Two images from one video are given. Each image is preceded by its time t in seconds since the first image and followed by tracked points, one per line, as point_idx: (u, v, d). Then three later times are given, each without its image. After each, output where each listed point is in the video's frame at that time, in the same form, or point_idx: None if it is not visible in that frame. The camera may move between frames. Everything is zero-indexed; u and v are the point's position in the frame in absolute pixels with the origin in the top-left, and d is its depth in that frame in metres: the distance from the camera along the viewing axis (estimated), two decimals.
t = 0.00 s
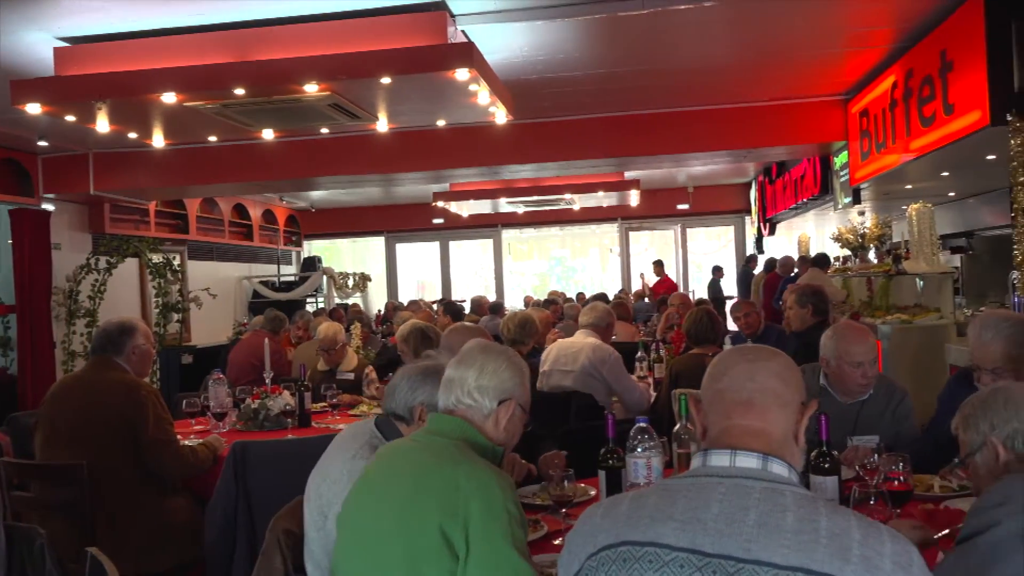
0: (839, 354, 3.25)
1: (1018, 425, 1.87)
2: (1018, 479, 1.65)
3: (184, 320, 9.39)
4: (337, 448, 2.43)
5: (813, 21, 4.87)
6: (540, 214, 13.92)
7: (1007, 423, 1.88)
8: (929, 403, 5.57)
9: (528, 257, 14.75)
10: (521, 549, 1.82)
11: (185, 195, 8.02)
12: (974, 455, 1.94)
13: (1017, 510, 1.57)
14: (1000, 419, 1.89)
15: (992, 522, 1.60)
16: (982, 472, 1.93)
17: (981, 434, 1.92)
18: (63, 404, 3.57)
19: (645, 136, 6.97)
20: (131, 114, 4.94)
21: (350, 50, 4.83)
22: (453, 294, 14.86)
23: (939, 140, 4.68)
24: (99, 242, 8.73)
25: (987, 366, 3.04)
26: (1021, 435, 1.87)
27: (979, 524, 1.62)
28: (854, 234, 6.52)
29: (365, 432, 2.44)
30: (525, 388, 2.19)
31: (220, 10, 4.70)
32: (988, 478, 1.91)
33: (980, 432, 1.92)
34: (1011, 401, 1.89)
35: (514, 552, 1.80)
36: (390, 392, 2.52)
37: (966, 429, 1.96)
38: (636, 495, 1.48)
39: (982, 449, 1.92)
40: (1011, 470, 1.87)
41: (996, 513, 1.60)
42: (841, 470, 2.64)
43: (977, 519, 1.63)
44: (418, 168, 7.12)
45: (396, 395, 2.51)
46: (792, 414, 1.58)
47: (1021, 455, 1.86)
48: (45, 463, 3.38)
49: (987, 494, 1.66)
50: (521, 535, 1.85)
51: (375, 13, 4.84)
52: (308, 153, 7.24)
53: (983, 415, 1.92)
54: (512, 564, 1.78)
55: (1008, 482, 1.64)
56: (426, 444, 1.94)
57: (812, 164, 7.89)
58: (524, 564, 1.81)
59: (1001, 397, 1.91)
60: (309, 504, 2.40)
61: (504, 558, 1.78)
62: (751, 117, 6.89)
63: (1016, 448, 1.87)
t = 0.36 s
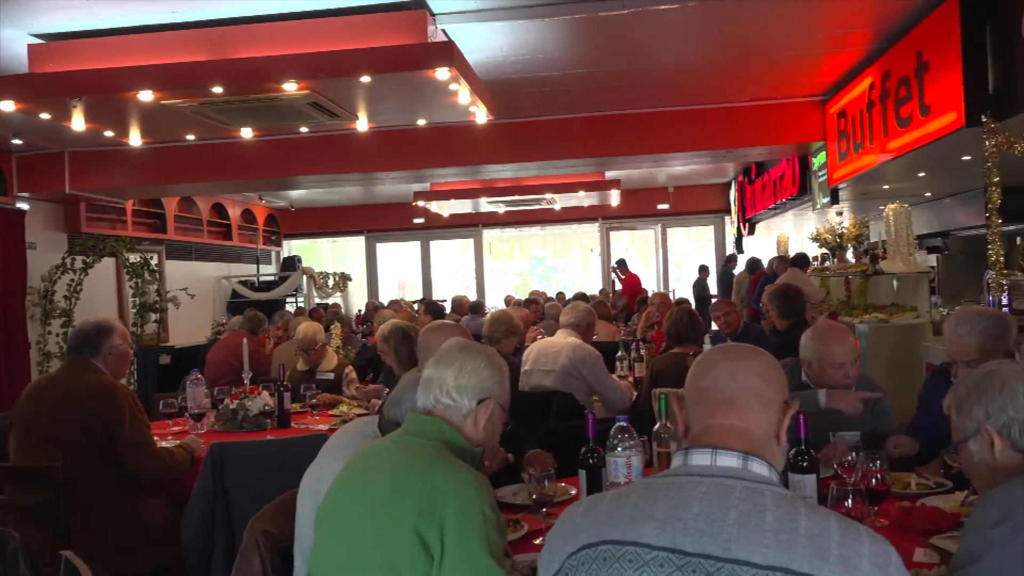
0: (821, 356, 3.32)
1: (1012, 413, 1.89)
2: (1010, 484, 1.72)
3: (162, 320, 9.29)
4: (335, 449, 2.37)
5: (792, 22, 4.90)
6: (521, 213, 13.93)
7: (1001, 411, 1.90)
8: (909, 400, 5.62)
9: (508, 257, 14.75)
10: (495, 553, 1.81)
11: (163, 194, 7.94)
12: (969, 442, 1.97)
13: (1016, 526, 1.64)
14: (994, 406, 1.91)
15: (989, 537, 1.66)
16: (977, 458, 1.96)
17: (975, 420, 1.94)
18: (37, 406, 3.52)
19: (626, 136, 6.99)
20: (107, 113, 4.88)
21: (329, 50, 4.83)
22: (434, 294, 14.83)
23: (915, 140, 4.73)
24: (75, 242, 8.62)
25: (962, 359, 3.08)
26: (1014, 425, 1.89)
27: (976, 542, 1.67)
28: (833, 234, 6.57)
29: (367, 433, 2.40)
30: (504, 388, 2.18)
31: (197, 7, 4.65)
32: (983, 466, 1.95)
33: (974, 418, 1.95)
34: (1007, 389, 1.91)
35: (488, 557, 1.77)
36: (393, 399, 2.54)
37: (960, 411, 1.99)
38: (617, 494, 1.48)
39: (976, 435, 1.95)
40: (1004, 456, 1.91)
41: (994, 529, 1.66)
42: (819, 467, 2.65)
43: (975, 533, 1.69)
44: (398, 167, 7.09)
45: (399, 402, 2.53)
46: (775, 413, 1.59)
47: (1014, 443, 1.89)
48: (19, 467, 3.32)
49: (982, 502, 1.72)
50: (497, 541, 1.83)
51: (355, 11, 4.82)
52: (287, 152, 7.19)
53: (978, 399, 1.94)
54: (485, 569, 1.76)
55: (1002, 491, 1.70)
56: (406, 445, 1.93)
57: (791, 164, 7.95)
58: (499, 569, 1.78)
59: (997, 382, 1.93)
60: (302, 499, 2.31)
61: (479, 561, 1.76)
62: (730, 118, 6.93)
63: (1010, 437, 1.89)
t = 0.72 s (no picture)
0: (816, 360, 3.20)
1: (1004, 416, 1.71)
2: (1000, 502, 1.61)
3: (139, 321, 9.20)
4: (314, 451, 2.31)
5: (770, 24, 4.93)
6: (502, 214, 13.93)
7: (993, 413, 1.73)
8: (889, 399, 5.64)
9: (489, 258, 14.74)
10: (466, 559, 1.80)
11: (140, 194, 7.85)
12: (962, 441, 1.81)
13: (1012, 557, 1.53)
14: (986, 409, 1.73)
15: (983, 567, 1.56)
16: (970, 458, 1.81)
17: (968, 422, 1.78)
18: (12, 409, 3.47)
19: (606, 137, 7.01)
20: (83, 112, 4.83)
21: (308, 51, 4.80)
22: (415, 294, 14.79)
23: (892, 141, 4.78)
24: (51, 243, 8.51)
25: (938, 355, 3.11)
26: (1005, 428, 1.71)
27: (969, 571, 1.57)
28: (811, 234, 6.62)
29: (344, 433, 2.38)
30: (481, 389, 2.17)
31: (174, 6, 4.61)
32: (979, 469, 1.79)
33: (965, 419, 1.78)
34: (1000, 389, 1.73)
35: (458, 563, 1.77)
36: (372, 398, 2.52)
37: (952, 410, 1.82)
38: (596, 494, 1.48)
39: (968, 435, 1.79)
40: (1000, 459, 1.74)
41: (989, 559, 1.55)
42: (797, 466, 2.67)
43: (969, 562, 1.58)
44: (378, 167, 7.07)
45: (374, 401, 2.49)
46: (754, 413, 1.60)
47: (1010, 446, 1.71)
48: None
49: (973, 527, 1.61)
50: (469, 546, 1.82)
51: (333, 11, 4.80)
52: (266, 152, 7.14)
53: (969, 399, 1.77)
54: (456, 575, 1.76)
55: (993, 513, 1.59)
56: (379, 448, 1.92)
57: (770, 165, 8.00)
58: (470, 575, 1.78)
59: (990, 382, 1.76)
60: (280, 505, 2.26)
61: (448, 567, 1.76)
62: (710, 119, 6.97)
63: (1003, 440, 1.72)
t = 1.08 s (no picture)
0: (778, 361, 3.28)
1: (975, 419, 1.61)
2: (974, 509, 1.54)
3: (116, 323, 9.10)
4: (267, 452, 2.36)
5: (749, 26, 4.96)
6: (483, 215, 13.93)
7: (964, 416, 1.63)
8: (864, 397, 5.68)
9: (471, 258, 14.74)
10: (444, 561, 1.79)
11: (117, 195, 7.78)
12: (937, 443, 1.71)
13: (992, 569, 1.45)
14: (957, 412, 1.63)
15: None
16: (946, 459, 1.71)
17: (939, 424, 1.67)
18: None
19: (586, 138, 7.02)
20: (58, 111, 4.77)
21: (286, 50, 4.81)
22: (396, 295, 14.75)
23: (868, 142, 4.83)
24: (26, 244, 8.41)
25: (911, 350, 3.14)
26: (977, 431, 1.61)
27: None
28: (789, 235, 6.67)
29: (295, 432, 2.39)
30: (457, 389, 2.17)
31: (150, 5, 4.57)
32: (953, 470, 1.70)
33: (936, 421, 1.68)
34: (972, 391, 1.63)
35: (437, 564, 1.76)
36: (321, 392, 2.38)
37: (924, 410, 1.72)
38: (572, 493, 1.49)
39: (940, 437, 1.69)
40: (972, 461, 1.65)
41: (965, 569, 1.48)
42: (772, 465, 2.68)
43: (945, 574, 1.51)
44: (357, 168, 7.04)
45: (323, 396, 2.35)
46: (729, 413, 1.60)
47: (982, 449, 1.62)
48: None
49: (947, 536, 1.53)
50: (447, 548, 1.82)
51: (311, 10, 4.79)
52: (244, 152, 7.10)
53: (940, 401, 1.67)
54: None
55: (966, 522, 1.52)
56: (355, 450, 1.91)
57: (749, 166, 8.05)
58: None
59: (962, 383, 1.65)
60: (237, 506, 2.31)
61: (426, 569, 1.75)
62: (689, 120, 7.01)
63: (975, 443, 1.63)
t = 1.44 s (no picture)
0: (758, 361, 3.26)
1: (920, 424, 1.62)
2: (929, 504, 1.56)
3: (92, 324, 9.00)
4: (226, 452, 2.36)
5: (728, 28, 4.98)
6: (465, 215, 13.92)
7: (910, 420, 1.63)
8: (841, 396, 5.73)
9: (452, 258, 14.73)
10: (425, 557, 1.80)
11: (95, 194, 7.69)
12: (886, 449, 1.72)
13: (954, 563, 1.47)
14: (903, 417, 1.64)
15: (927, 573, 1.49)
16: (896, 464, 1.72)
17: (886, 429, 1.68)
18: None
19: (567, 138, 7.04)
20: (33, 110, 4.72)
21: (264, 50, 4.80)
22: (377, 296, 14.71)
23: (847, 143, 4.88)
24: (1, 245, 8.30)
25: (887, 345, 3.16)
26: (923, 435, 1.62)
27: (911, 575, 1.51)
28: (769, 235, 6.72)
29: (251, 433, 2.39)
30: (436, 389, 2.16)
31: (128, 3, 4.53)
32: (903, 474, 1.71)
33: (883, 427, 1.68)
34: (915, 395, 1.64)
35: (417, 561, 1.76)
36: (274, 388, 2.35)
37: (871, 417, 1.72)
38: (550, 492, 1.48)
39: (889, 443, 1.70)
40: (921, 465, 1.66)
41: (931, 563, 1.49)
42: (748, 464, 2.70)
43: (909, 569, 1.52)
44: (337, 168, 7.02)
45: (277, 392, 2.32)
46: (708, 413, 1.61)
47: (929, 452, 1.63)
48: None
49: (906, 534, 1.55)
50: (428, 546, 1.82)
51: (292, 10, 4.78)
52: (223, 152, 7.05)
53: (887, 407, 1.67)
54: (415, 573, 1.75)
55: (924, 520, 1.53)
56: (334, 449, 1.90)
57: (728, 167, 8.11)
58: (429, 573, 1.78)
59: (905, 389, 1.66)
60: (199, 509, 2.29)
61: (408, 566, 1.75)
62: (669, 121, 7.04)
63: (922, 446, 1.63)
